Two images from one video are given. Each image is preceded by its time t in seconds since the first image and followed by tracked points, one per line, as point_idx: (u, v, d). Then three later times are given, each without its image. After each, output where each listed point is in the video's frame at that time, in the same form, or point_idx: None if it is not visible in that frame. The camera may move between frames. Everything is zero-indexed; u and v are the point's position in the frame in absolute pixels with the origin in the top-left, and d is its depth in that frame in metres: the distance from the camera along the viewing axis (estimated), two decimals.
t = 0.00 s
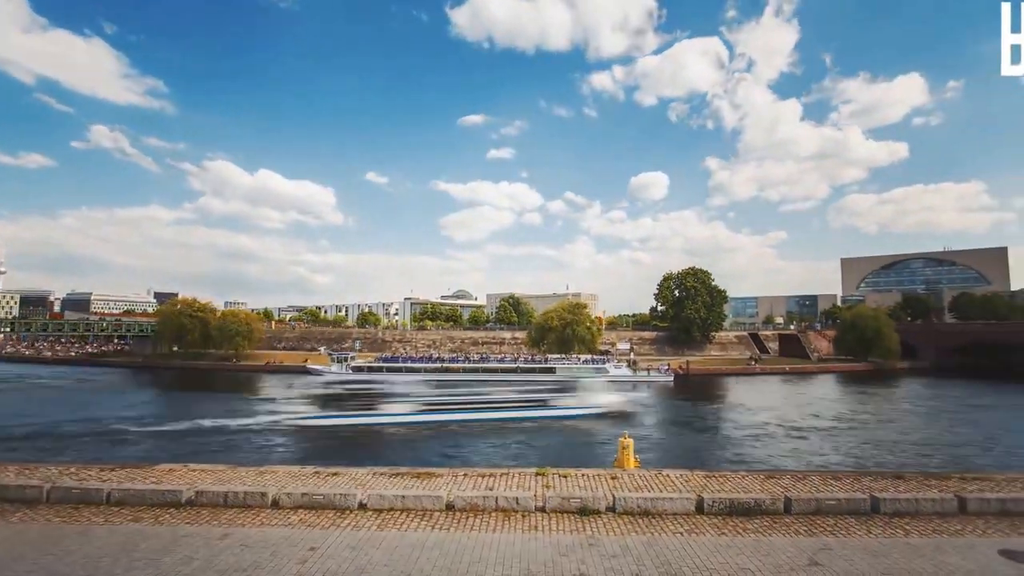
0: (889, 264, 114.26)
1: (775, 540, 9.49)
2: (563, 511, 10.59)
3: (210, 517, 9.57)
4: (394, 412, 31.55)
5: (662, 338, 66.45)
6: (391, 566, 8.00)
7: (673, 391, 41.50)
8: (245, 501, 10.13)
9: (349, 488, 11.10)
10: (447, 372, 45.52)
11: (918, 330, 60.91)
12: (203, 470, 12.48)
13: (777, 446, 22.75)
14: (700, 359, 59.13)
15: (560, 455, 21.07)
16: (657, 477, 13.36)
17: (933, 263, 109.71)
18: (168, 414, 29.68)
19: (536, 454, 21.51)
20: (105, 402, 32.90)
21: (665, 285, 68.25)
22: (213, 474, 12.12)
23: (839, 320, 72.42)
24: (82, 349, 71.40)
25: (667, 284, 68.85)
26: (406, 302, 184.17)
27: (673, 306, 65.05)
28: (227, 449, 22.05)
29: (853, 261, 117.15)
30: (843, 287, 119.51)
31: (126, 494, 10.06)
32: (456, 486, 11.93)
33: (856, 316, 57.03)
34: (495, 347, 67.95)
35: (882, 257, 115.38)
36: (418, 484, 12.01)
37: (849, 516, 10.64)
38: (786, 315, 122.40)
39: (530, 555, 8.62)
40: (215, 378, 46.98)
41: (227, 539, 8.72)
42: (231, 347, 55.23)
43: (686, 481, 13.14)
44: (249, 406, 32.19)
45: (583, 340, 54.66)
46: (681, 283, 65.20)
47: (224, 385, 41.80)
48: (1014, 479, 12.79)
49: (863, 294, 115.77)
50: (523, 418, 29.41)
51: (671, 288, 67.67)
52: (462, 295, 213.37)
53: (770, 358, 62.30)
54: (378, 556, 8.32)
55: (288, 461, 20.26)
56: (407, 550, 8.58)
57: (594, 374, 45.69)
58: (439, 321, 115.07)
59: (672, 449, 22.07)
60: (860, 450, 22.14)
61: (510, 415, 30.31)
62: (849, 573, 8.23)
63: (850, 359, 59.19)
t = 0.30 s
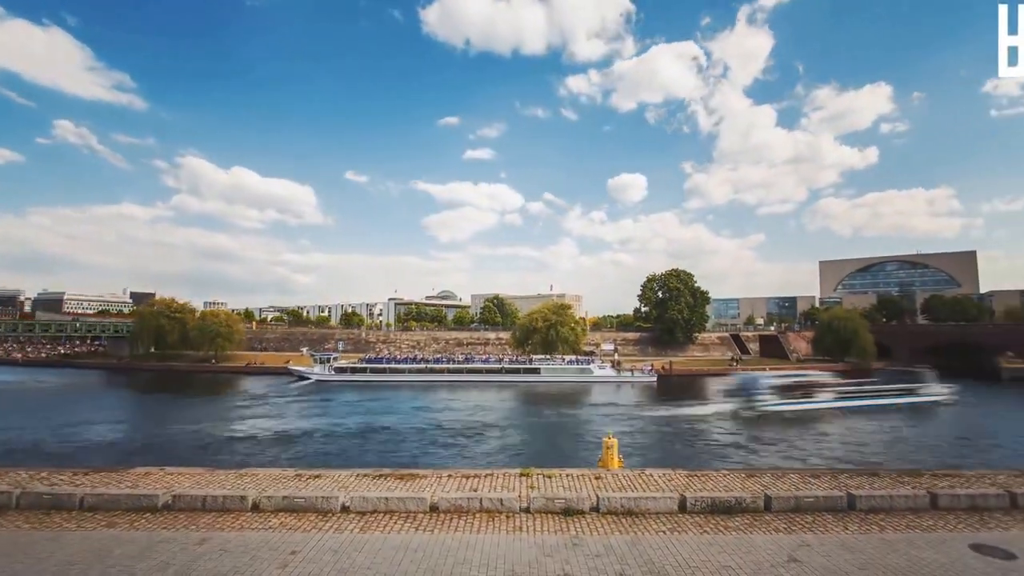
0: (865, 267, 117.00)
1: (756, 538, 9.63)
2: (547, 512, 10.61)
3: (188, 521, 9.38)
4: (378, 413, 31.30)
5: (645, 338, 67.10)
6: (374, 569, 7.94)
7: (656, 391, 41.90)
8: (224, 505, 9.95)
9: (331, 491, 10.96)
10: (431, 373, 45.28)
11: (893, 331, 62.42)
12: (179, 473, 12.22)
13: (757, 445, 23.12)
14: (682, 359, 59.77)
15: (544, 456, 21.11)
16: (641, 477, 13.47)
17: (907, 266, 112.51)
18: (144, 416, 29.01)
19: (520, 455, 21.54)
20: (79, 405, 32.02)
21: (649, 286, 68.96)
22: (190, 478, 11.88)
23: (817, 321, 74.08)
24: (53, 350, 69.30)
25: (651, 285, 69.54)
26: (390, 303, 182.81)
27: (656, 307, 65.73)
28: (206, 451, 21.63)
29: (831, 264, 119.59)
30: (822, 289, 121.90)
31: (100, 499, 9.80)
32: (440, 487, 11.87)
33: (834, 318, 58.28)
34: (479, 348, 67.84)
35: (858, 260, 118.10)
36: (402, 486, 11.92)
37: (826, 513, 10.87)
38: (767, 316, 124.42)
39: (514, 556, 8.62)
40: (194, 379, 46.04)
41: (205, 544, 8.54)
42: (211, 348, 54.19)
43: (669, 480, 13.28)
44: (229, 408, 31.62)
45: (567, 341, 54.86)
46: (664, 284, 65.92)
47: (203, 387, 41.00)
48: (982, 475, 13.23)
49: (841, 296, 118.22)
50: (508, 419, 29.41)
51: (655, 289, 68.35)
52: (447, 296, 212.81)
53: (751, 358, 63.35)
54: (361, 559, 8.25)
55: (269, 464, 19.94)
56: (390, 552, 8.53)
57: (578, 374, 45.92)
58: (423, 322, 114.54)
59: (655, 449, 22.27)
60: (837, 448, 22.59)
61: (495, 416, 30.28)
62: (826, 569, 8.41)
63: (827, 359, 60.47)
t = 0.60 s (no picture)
0: (844, 269, 119.36)
1: (740, 537, 9.73)
2: (532, 513, 10.60)
3: (165, 527, 9.15)
4: (361, 415, 30.96)
5: (631, 339, 67.58)
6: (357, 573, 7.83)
7: (641, 391, 42.20)
8: (203, 509, 9.73)
9: (314, 494, 10.79)
10: (416, 375, 44.99)
11: (871, 333, 63.78)
12: (156, 478, 11.93)
13: (739, 445, 23.41)
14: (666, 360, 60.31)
15: (528, 457, 21.13)
16: (625, 477, 13.54)
17: (884, 269, 115.01)
18: (120, 419, 28.30)
19: (505, 456, 21.51)
20: (51, 407, 31.14)
21: (634, 287, 69.50)
22: (167, 482, 11.62)
23: (798, 322, 75.32)
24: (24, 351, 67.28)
25: (636, 287, 70.09)
26: (375, 304, 181.46)
27: (642, 308, 66.29)
28: (184, 455, 21.19)
29: (812, 266, 121.77)
30: (802, 291, 123.94)
31: (72, 505, 9.52)
32: (424, 489, 11.77)
33: (814, 319, 59.32)
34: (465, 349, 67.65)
35: (838, 263, 120.41)
36: (386, 488, 11.79)
37: (806, 511, 11.04)
38: (749, 318, 126.15)
39: (500, 558, 8.58)
40: (171, 381, 45.07)
41: (183, 549, 8.35)
42: (189, 350, 53.11)
43: (653, 480, 13.38)
44: (208, 410, 31.04)
45: (553, 342, 54.95)
46: (650, 286, 66.54)
47: (181, 388, 40.16)
48: (955, 472, 13.57)
49: (821, 298, 120.32)
50: (492, 420, 29.35)
51: (640, 290, 68.90)
52: (433, 296, 212.05)
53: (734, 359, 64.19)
54: (345, 562, 8.13)
55: (249, 467, 19.58)
56: (374, 555, 8.41)
57: (563, 375, 46.05)
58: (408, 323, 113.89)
59: (638, 450, 22.39)
60: (817, 447, 22.96)
61: (480, 417, 30.22)
62: (806, 566, 8.54)
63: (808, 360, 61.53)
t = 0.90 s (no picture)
0: (824, 271, 121.70)
1: (722, 534, 9.84)
2: (517, 514, 10.57)
3: (141, 533, 8.92)
4: (345, 416, 30.65)
5: (616, 339, 68.04)
6: None
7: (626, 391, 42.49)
8: (180, 515, 9.50)
9: (296, 498, 10.61)
10: (400, 376, 44.67)
11: (849, 333, 65.17)
12: (130, 483, 11.61)
13: (721, 444, 23.72)
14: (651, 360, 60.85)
15: (514, 458, 21.16)
16: (610, 477, 13.59)
17: (862, 270, 117.51)
18: (94, 422, 27.56)
19: (491, 457, 21.50)
20: (22, 410, 30.20)
21: (619, 288, 70.09)
22: (143, 487, 11.32)
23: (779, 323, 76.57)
24: None
25: (622, 287, 70.66)
26: (359, 304, 179.70)
27: (628, 308, 66.85)
28: (162, 458, 20.74)
29: (793, 268, 123.92)
30: (784, 292, 126.04)
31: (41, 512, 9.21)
32: (409, 492, 11.65)
33: (795, 320, 60.37)
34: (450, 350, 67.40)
35: (818, 265, 122.72)
36: (370, 491, 11.66)
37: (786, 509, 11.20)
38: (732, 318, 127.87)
39: (485, 559, 8.54)
40: (149, 383, 44.07)
41: (159, 556, 8.12)
42: (167, 351, 51.99)
43: (637, 479, 13.46)
44: (187, 413, 30.39)
45: (538, 342, 55.07)
46: (635, 286, 67.22)
47: (159, 390, 39.28)
48: (928, 468, 13.91)
49: (801, 298, 122.50)
50: (478, 420, 29.27)
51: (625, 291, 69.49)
52: (418, 296, 210.86)
53: (717, 359, 64.99)
54: (327, 567, 8.01)
55: (229, 470, 19.20)
56: (357, 559, 8.30)
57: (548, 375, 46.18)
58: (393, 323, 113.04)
59: (623, 450, 22.54)
60: (797, 446, 23.36)
61: (465, 418, 30.14)
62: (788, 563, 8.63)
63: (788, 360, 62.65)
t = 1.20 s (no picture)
0: (804, 273, 124.12)
1: (704, 532, 9.95)
2: (502, 514, 10.54)
3: (116, 539, 8.70)
4: (328, 417, 30.32)
5: (601, 339, 68.51)
6: None
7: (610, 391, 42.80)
8: (156, 520, 9.28)
9: (277, 500, 10.44)
10: (385, 376, 44.35)
11: (828, 334, 66.55)
12: (104, 488, 11.30)
13: (704, 443, 24.00)
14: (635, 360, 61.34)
15: (500, 458, 21.18)
16: (594, 476, 13.64)
17: (841, 272, 120.14)
18: (67, 425, 26.80)
19: (476, 457, 21.49)
20: None
21: (604, 289, 70.64)
22: (118, 492, 11.04)
23: (760, 323, 77.80)
24: None
25: (607, 288, 71.22)
26: (342, 304, 177.87)
27: (613, 308, 67.38)
28: (139, 462, 20.27)
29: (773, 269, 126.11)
30: (765, 292, 128.18)
31: (10, 519, 8.92)
32: (393, 493, 11.54)
33: (776, 320, 61.47)
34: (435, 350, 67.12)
35: (798, 266, 125.11)
36: (353, 493, 11.53)
37: (766, 506, 11.37)
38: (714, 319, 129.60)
39: (470, 559, 8.52)
40: (125, 384, 43.05)
41: (134, 562, 7.94)
42: (143, 351, 50.86)
43: (621, 479, 13.54)
44: (165, 415, 29.75)
45: (524, 343, 55.15)
46: (620, 287, 67.83)
47: (135, 392, 38.36)
48: (903, 465, 14.25)
49: (782, 299, 124.75)
50: (463, 421, 29.21)
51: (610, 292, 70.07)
52: (402, 296, 209.54)
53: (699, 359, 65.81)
54: (308, 570, 7.89)
55: (209, 473, 18.86)
56: (339, 562, 8.20)
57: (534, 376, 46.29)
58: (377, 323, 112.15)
59: (608, 449, 22.68)
60: (777, 444, 23.76)
61: (450, 418, 30.04)
62: (767, 559, 8.75)
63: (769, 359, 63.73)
